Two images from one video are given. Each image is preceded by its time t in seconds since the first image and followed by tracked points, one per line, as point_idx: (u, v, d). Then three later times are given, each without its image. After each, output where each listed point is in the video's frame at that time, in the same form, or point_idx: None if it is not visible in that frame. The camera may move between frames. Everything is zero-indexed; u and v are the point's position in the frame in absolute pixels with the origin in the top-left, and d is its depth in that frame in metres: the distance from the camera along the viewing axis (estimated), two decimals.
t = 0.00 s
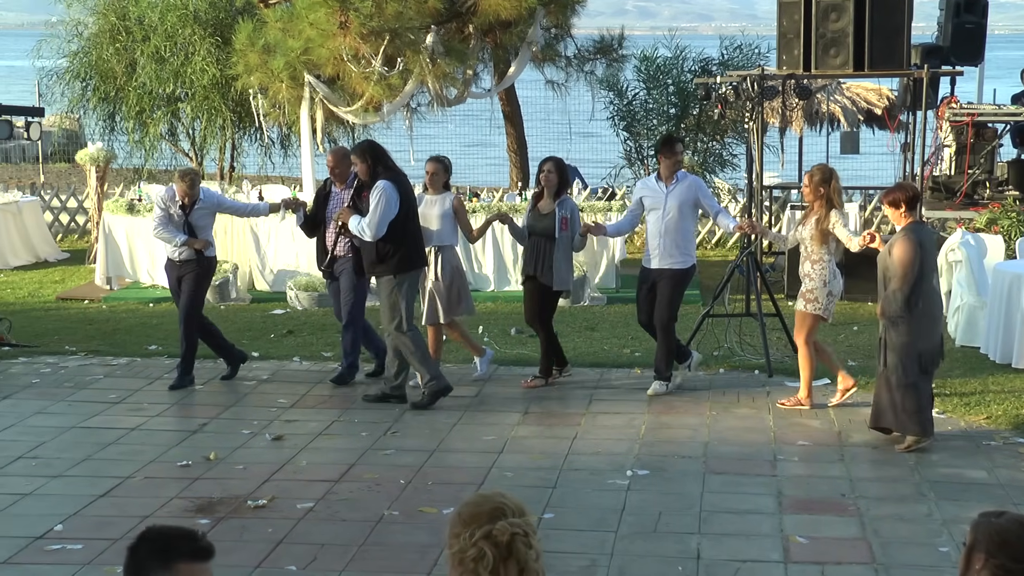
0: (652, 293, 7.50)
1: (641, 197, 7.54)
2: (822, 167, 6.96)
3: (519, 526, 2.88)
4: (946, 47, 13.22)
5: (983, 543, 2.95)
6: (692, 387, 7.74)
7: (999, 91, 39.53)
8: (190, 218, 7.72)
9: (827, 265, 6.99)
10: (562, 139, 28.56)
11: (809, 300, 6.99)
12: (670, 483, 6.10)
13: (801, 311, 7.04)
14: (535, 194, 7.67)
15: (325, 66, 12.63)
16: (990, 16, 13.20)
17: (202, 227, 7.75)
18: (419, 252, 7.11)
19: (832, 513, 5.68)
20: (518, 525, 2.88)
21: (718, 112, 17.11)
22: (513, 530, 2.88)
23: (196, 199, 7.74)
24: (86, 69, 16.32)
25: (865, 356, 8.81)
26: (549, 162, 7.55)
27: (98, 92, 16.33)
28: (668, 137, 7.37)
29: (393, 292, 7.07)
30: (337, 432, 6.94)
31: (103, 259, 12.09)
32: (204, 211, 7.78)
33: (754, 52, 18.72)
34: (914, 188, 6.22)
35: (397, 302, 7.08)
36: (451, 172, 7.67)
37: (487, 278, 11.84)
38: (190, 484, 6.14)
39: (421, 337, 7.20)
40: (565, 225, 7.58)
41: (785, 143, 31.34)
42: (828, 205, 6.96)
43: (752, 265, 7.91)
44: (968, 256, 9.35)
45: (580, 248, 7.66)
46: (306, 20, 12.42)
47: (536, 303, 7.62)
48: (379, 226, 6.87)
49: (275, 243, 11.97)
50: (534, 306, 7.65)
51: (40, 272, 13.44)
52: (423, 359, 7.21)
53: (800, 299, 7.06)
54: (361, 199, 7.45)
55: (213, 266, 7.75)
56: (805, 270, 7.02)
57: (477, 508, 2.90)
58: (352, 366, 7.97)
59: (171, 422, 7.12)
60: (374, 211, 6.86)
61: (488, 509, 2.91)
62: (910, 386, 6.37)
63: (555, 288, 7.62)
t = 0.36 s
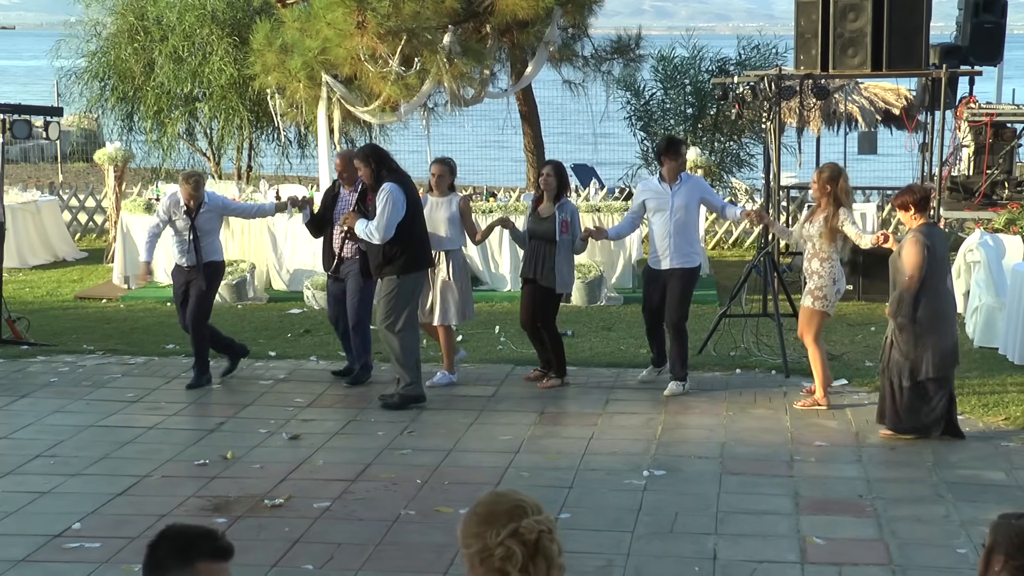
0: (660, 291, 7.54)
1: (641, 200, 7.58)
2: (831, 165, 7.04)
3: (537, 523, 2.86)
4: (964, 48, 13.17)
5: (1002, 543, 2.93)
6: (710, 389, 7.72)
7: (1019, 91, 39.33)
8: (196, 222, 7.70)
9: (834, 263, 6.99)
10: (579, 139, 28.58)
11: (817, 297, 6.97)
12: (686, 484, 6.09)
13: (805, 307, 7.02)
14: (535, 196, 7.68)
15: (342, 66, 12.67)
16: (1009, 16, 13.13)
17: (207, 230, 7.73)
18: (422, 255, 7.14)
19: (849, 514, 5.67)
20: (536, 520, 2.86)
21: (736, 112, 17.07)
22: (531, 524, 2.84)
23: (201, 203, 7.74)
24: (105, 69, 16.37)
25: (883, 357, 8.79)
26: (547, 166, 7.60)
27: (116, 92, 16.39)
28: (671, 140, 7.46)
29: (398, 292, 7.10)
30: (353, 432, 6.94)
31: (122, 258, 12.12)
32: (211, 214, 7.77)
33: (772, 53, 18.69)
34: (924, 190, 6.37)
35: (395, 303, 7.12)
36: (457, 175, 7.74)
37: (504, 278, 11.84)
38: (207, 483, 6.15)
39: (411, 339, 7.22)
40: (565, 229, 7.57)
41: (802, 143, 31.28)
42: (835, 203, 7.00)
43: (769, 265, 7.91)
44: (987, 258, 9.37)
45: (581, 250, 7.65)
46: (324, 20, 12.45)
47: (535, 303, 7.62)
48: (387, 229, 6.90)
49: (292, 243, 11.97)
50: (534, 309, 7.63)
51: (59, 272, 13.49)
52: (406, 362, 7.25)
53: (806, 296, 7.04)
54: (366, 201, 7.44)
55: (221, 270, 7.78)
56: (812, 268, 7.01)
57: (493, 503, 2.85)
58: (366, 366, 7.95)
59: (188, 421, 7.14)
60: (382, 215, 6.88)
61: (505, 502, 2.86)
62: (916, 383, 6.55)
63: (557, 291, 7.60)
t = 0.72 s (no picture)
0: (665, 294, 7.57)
1: (639, 193, 7.62)
2: (846, 162, 7.00)
3: (556, 519, 2.78)
4: (981, 47, 13.09)
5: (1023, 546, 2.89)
6: (725, 389, 7.72)
7: None
8: (195, 210, 7.71)
9: (850, 259, 7.04)
10: (595, 140, 28.58)
11: (833, 290, 7.04)
12: (702, 484, 6.09)
13: (820, 301, 7.08)
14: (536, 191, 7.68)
15: (359, 66, 12.69)
16: None
17: (205, 219, 7.74)
18: (424, 255, 7.12)
19: (865, 515, 5.65)
20: (554, 513, 2.78)
21: (752, 113, 17.05)
22: (550, 521, 2.75)
23: (200, 193, 7.76)
24: (122, 69, 16.42)
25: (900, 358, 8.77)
26: (549, 161, 7.59)
27: (133, 92, 16.44)
28: (671, 134, 7.48)
29: (398, 292, 7.10)
30: (369, 431, 6.95)
31: (138, 258, 12.11)
32: (212, 203, 7.78)
33: (790, 52, 18.64)
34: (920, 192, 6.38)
35: (394, 303, 7.11)
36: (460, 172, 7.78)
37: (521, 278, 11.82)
38: (223, 483, 6.16)
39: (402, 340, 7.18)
40: (565, 224, 7.61)
41: (819, 143, 31.22)
42: (849, 200, 7.00)
43: (786, 266, 7.91)
44: (1003, 258, 9.36)
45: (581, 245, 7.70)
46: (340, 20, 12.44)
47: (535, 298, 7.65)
48: (389, 228, 6.88)
49: (308, 242, 11.98)
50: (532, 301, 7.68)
51: (77, 271, 13.53)
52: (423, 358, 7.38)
53: (821, 288, 7.10)
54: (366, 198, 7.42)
55: (226, 261, 7.79)
56: (827, 263, 7.05)
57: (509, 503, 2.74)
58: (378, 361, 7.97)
59: (205, 420, 7.15)
60: (384, 213, 6.85)
61: (518, 497, 2.75)
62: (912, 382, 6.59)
63: (552, 285, 7.68)
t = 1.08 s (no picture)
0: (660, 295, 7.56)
1: (647, 197, 7.61)
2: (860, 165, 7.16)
3: (569, 513, 2.71)
4: (1001, 47, 12.71)
5: None
6: (741, 390, 7.71)
7: None
8: (196, 221, 7.78)
9: (864, 262, 7.21)
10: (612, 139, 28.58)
11: (847, 294, 7.21)
12: (719, 485, 6.08)
13: (831, 304, 7.24)
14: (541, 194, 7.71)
15: (376, 66, 12.69)
16: None
17: (206, 228, 7.79)
18: (419, 258, 7.11)
19: (883, 516, 5.64)
20: (565, 509, 2.71)
21: (769, 112, 17.01)
22: (563, 516, 2.68)
23: (200, 200, 7.83)
24: (140, 68, 16.47)
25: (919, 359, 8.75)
26: (554, 164, 7.63)
27: (151, 91, 16.50)
28: (674, 137, 7.48)
29: (392, 294, 7.08)
30: (385, 431, 6.96)
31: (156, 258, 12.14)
32: (212, 215, 7.83)
33: (808, 52, 18.60)
34: (911, 189, 6.56)
35: (391, 303, 7.09)
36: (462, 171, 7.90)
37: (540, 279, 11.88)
38: (241, 482, 6.17)
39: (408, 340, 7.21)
40: (570, 228, 7.60)
41: (837, 143, 31.12)
42: (863, 203, 7.15)
43: (803, 265, 7.95)
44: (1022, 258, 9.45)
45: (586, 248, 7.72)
46: (358, 20, 12.54)
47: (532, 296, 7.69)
48: (381, 229, 6.91)
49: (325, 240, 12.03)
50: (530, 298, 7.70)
51: (95, 270, 13.58)
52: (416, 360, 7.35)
53: (832, 293, 7.26)
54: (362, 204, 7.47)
55: (225, 271, 7.82)
56: (842, 267, 7.20)
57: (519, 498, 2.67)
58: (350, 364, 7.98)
59: (222, 419, 7.17)
60: (375, 214, 6.89)
61: (529, 496, 2.68)
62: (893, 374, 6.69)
63: (554, 287, 7.68)
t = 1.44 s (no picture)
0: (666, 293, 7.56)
1: (655, 195, 7.59)
2: (865, 163, 7.23)
3: (571, 511, 2.72)
4: None
5: None
6: (764, 389, 7.71)
7: None
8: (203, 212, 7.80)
9: (858, 259, 7.18)
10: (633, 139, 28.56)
11: (840, 291, 7.18)
12: (740, 485, 6.06)
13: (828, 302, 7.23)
14: (544, 194, 7.73)
15: (398, 65, 12.70)
16: None
17: (212, 221, 7.81)
18: (421, 258, 7.13)
19: (906, 517, 5.62)
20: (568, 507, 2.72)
21: (791, 112, 16.97)
22: (566, 514, 2.69)
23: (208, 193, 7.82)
24: (163, 68, 16.53)
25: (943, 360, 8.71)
26: (557, 164, 7.64)
27: (174, 91, 16.56)
28: (684, 137, 7.45)
29: (395, 295, 7.11)
30: (407, 430, 6.97)
31: (178, 256, 12.21)
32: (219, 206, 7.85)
33: (830, 51, 18.55)
34: (923, 186, 6.59)
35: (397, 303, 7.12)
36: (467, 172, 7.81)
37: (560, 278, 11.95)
38: (263, 480, 6.18)
39: (419, 341, 7.21)
40: (573, 227, 7.59)
41: (859, 142, 31.00)
42: (860, 199, 7.18)
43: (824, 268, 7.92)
44: None
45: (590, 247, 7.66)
46: (380, 20, 12.49)
47: (541, 300, 7.65)
48: (382, 229, 6.85)
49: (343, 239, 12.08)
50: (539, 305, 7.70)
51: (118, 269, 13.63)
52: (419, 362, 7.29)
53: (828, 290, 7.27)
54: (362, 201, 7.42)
55: (229, 264, 7.87)
56: (836, 262, 7.20)
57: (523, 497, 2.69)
58: (342, 363, 7.94)
59: (244, 418, 7.19)
60: (378, 214, 6.84)
61: (531, 496, 2.69)
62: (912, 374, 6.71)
63: (559, 287, 7.63)
